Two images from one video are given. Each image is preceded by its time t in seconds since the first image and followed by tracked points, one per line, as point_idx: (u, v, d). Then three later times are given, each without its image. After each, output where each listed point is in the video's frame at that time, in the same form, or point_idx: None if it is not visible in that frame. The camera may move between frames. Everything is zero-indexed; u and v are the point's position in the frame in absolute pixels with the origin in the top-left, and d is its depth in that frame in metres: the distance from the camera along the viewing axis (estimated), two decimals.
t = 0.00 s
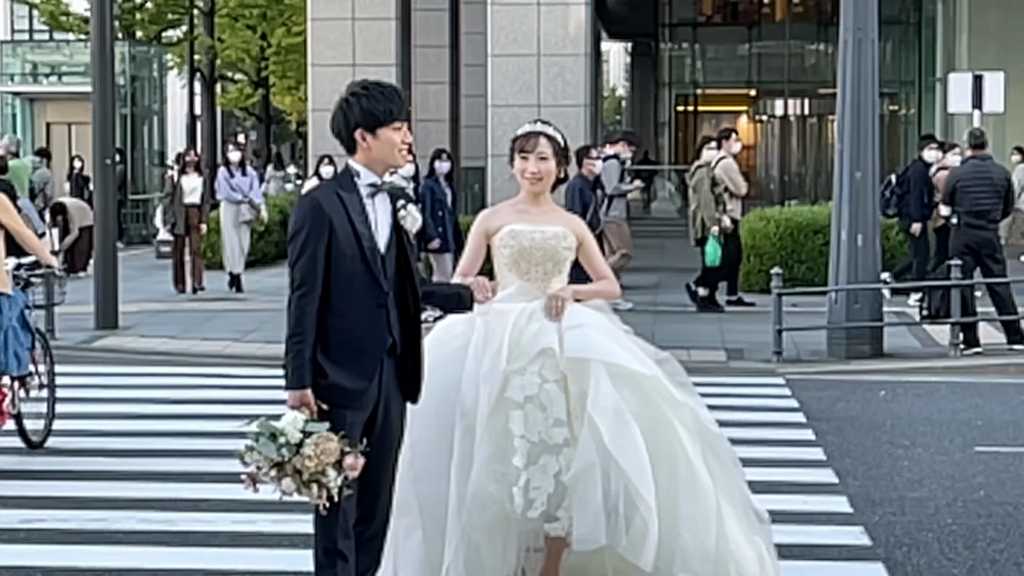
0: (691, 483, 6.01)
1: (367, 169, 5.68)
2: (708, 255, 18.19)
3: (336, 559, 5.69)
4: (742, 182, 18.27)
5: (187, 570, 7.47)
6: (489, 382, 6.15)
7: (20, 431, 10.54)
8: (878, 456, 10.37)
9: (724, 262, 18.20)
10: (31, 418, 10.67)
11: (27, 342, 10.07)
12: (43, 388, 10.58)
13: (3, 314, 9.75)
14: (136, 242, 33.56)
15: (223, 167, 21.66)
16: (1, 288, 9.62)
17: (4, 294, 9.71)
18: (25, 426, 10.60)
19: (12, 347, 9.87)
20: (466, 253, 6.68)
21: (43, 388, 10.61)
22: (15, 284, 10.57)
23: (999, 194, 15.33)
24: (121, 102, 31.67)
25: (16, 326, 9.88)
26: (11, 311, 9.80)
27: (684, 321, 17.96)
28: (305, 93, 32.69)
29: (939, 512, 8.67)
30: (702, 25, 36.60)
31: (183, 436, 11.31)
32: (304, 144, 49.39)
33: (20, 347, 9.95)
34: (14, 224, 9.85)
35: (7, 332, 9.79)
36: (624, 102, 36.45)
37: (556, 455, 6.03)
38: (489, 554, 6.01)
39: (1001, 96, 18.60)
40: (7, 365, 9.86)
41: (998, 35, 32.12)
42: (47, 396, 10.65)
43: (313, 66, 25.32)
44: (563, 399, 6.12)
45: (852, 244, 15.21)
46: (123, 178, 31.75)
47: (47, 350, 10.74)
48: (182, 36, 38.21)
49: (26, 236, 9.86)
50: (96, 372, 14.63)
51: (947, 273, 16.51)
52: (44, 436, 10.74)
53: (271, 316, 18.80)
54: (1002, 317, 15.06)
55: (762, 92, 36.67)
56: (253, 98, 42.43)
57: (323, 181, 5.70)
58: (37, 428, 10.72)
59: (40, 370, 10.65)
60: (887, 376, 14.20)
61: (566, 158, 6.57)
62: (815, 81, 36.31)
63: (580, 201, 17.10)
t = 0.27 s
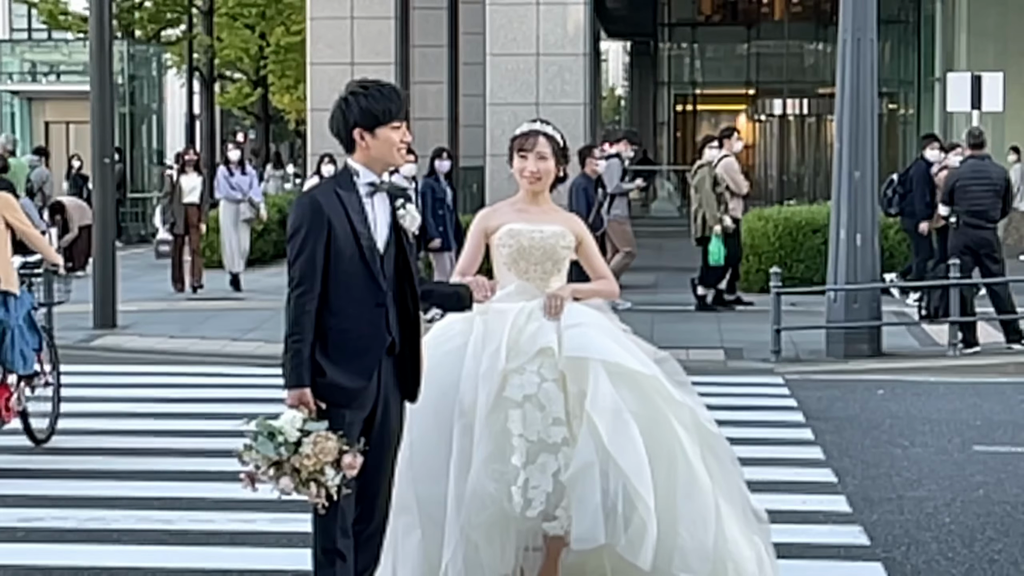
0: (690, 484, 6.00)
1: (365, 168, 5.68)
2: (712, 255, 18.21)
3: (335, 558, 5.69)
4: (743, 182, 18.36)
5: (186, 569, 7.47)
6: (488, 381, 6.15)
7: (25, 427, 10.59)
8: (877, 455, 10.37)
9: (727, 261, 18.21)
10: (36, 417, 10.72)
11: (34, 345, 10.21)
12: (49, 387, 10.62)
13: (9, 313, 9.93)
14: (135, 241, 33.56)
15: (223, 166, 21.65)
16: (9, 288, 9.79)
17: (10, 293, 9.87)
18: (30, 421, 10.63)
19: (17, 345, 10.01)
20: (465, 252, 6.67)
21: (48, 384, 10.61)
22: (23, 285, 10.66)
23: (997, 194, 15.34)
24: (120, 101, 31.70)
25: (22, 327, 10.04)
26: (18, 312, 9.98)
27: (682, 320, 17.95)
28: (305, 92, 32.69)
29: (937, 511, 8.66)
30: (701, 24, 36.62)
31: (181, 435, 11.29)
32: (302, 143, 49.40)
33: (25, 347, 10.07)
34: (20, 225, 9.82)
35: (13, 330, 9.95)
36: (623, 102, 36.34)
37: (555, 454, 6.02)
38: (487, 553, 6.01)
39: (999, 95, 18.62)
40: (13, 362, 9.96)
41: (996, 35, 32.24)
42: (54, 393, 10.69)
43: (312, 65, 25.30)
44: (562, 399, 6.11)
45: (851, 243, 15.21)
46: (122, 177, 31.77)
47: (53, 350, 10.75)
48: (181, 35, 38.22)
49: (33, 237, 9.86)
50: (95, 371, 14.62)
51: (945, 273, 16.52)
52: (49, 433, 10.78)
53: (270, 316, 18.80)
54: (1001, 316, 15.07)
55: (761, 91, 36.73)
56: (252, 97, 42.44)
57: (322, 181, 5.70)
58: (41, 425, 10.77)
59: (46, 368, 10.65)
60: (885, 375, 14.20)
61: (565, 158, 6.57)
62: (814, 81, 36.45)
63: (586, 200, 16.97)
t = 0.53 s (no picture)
0: (689, 482, 6.01)
1: (364, 166, 5.68)
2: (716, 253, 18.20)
3: (334, 556, 5.68)
4: (745, 179, 18.26)
5: (185, 567, 7.47)
6: (486, 379, 6.15)
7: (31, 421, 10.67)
8: (875, 453, 10.37)
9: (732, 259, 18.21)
10: (41, 412, 10.97)
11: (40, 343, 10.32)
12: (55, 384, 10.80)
13: (17, 309, 10.07)
14: (134, 239, 33.56)
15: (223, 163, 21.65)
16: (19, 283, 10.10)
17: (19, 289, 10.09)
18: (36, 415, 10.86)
19: (23, 342, 10.10)
20: (464, 249, 6.67)
21: (53, 381, 10.76)
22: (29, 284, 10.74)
23: (996, 192, 15.34)
24: (119, 99, 31.72)
25: (28, 323, 10.17)
26: (25, 309, 10.13)
27: (681, 318, 17.96)
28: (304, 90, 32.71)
29: (936, 509, 8.67)
30: (700, 22, 36.55)
31: (178, 433, 11.29)
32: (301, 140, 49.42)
33: (32, 344, 10.17)
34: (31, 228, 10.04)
35: (19, 326, 10.08)
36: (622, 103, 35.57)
37: (554, 452, 6.02)
38: (486, 551, 6.00)
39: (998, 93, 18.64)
40: (18, 357, 10.04)
41: (995, 34, 32.38)
42: (59, 391, 10.90)
43: (311, 63, 25.29)
44: (560, 397, 6.11)
45: (850, 241, 15.22)
46: (121, 174, 31.79)
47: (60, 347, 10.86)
48: (179, 32, 38.22)
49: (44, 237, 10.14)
50: (93, 369, 14.61)
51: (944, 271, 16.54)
52: (54, 428, 11.01)
53: (268, 314, 18.79)
54: (1000, 314, 15.08)
55: (760, 89, 36.76)
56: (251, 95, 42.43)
57: (320, 179, 5.69)
58: (48, 418, 10.99)
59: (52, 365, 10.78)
60: (883, 374, 14.20)
61: (563, 156, 6.57)
62: (813, 78, 36.51)
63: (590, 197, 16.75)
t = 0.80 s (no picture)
0: (688, 480, 6.01)
1: (362, 163, 5.66)
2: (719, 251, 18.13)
3: (332, 553, 5.68)
4: (746, 176, 18.34)
5: (184, 564, 7.47)
6: (485, 377, 6.14)
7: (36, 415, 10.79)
8: (873, 451, 10.37)
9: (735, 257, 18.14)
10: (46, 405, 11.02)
11: (47, 338, 10.39)
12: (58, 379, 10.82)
13: (23, 304, 10.15)
14: (132, 238, 33.57)
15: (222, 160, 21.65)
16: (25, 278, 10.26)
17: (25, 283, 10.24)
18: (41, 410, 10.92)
19: (29, 336, 10.18)
20: (462, 247, 6.66)
21: (58, 377, 10.75)
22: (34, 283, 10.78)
23: (994, 190, 15.33)
24: (117, 97, 31.75)
25: (35, 318, 10.24)
26: (32, 303, 10.20)
27: (678, 316, 17.94)
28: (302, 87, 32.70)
29: (934, 507, 8.67)
30: (699, 20, 36.61)
31: (176, 430, 11.29)
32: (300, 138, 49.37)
33: (38, 339, 10.25)
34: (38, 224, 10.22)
35: (27, 320, 10.15)
36: (621, 97, 36.11)
37: (553, 449, 6.02)
38: (485, 548, 6.00)
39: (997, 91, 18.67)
40: (24, 353, 10.15)
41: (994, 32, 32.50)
42: (63, 388, 10.94)
43: (310, 60, 25.29)
44: (559, 394, 6.11)
45: (848, 240, 15.22)
46: (120, 172, 31.80)
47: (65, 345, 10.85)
48: (178, 30, 38.21)
49: (50, 235, 10.33)
50: (92, 366, 14.60)
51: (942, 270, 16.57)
52: (59, 425, 11.03)
53: (267, 311, 18.78)
54: (998, 312, 15.08)
55: (758, 87, 36.73)
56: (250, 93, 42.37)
57: (318, 177, 5.69)
58: (53, 413, 11.00)
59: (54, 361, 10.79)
60: (881, 372, 14.21)
61: (562, 153, 6.57)
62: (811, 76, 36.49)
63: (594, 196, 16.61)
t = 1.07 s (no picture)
0: (688, 477, 6.01)
1: (362, 161, 5.66)
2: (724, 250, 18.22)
3: (331, 550, 5.68)
4: (748, 173, 18.35)
5: (183, 562, 7.47)
6: (484, 375, 6.14)
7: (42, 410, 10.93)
8: (873, 449, 10.38)
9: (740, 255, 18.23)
10: (52, 399, 11.17)
11: (54, 337, 10.44)
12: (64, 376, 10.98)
13: (30, 299, 10.20)
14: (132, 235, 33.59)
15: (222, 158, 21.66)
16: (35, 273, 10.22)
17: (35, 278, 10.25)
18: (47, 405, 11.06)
19: (36, 331, 10.21)
20: (462, 244, 6.66)
21: (64, 374, 10.90)
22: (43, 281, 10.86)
23: (994, 187, 15.33)
24: (117, 94, 31.75)
25: (42, 314, 10.28)
26: (39, 299, 10.24)
27: (678, 314, 17.94)
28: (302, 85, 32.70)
29: (934, 505, 8.67)
30: (699, 17, 36.61)
31: (176, 428, 11.28)
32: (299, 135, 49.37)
33: (45, 335, 10.30)
34: (45, 219, 10.29)
35: (33, 315, 10.19)
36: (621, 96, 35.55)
37: (552, 447, 6.02)
38: (485, 546, 6.00)
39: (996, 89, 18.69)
40: (30, 346, 10.18)
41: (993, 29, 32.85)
42: (70, 384, 11.12)
43: (309, 58, 25.29)
44: (559, 391, 6.11)
45: (848, 237, 15.21)
46: (119, 169, 31.79)
47: (71, 342, 10.97)
48: (177, 27, 38.20)
49: (58, 229, 10.39)
50: (92, 363, 14.60)
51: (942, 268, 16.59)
52: (65, 421, 11.19)
53: (267, 309, 18.77)
54: (998, 310, 15.08)
55: (757, 85, 36.77)
56: (249, 90, 42.37)
57: (318, 174, 5.68)
58: (59, 409, 11.17)
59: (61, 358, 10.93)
60: (881, 369, 14.21)
61: (562, 150, 6.57)
62: (810, 74, 36.50)
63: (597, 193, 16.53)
